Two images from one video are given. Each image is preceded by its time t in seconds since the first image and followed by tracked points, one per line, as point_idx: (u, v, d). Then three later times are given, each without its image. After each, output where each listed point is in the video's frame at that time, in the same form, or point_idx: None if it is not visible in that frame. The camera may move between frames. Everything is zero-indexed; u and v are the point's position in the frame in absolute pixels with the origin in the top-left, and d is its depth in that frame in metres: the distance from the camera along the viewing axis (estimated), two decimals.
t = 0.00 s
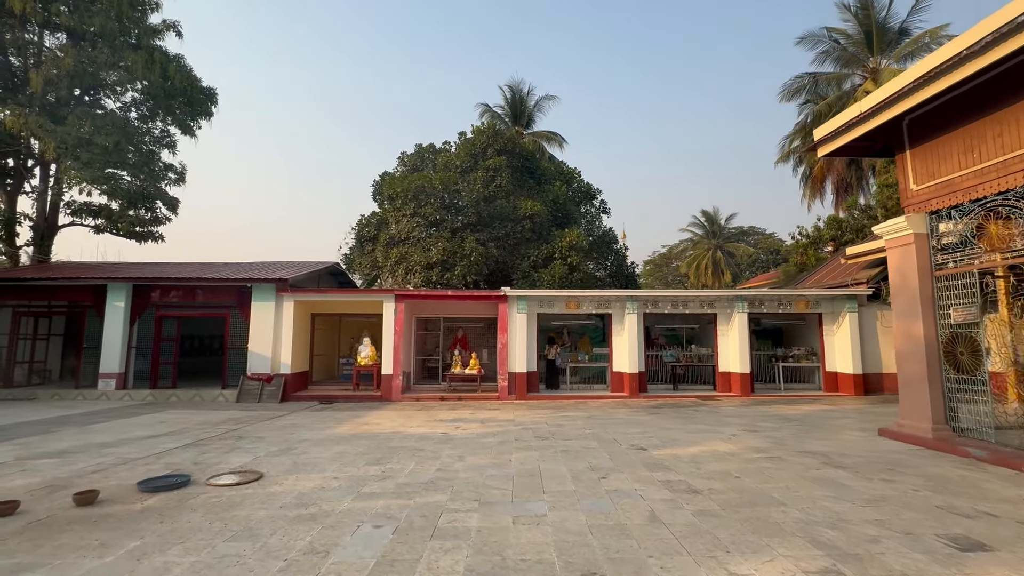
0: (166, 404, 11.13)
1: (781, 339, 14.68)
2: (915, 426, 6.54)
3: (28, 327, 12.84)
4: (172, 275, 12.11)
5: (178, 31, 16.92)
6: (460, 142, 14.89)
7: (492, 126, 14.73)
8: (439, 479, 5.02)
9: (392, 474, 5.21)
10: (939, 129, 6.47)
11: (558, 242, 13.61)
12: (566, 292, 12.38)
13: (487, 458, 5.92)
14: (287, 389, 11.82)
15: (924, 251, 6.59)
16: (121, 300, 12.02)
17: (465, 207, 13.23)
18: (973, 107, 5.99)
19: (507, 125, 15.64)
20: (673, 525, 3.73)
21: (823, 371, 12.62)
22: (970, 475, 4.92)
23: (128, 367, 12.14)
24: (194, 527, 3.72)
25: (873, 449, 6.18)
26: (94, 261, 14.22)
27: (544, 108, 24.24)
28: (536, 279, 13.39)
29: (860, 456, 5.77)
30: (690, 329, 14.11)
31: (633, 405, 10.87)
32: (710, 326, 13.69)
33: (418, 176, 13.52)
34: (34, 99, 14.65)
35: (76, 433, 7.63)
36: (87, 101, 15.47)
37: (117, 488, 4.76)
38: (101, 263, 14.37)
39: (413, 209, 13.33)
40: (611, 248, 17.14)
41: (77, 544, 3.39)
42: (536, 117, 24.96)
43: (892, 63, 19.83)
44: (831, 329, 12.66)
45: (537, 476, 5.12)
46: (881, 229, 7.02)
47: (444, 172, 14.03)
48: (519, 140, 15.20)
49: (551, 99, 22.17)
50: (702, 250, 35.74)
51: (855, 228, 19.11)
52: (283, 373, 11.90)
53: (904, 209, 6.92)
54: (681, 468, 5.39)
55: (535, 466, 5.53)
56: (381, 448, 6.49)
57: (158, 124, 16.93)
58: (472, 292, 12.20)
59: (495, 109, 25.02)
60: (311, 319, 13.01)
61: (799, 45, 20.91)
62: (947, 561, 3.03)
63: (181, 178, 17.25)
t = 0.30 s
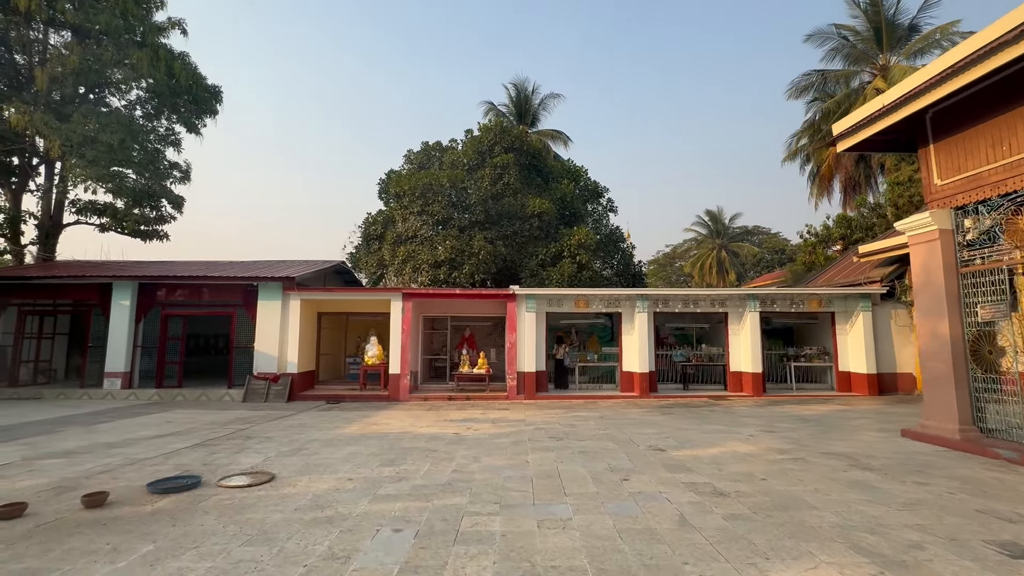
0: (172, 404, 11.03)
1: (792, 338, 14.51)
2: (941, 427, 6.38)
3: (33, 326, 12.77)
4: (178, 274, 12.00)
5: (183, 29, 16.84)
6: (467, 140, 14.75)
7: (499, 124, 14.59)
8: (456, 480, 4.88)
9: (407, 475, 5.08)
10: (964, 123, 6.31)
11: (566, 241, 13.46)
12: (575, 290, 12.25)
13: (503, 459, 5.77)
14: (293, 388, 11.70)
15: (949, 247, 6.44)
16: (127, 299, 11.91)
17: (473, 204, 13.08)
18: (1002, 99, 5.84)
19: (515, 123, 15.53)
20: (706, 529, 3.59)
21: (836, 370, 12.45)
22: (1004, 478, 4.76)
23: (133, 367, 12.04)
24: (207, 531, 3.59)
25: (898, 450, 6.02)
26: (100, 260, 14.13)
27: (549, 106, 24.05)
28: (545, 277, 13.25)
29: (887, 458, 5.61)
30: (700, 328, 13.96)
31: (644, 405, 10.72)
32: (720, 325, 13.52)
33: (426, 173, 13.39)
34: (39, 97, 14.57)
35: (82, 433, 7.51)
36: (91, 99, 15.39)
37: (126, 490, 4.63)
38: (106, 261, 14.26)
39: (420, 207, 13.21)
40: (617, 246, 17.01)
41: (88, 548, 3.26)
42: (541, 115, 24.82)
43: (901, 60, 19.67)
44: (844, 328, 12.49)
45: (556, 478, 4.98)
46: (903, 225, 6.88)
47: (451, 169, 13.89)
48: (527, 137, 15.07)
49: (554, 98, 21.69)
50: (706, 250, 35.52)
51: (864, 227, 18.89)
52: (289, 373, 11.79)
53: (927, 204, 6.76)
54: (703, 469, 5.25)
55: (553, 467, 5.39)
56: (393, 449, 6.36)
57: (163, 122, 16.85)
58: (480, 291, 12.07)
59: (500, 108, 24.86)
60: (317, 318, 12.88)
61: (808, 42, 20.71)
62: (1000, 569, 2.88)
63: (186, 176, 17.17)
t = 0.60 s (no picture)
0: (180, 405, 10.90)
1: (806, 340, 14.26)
2: (973, 432, 6.16)
3: (40, 327, 12.69)
4: (185, 274, 11.88)
5: (190, 28, 16.74)
6: (476, 139, 14.56)
7: (508, 122, 14.40)
8: (476, 488, 4.70)
9: (424, 483, 4.90)
10: (998, 117, 6.07)
11: (577, 240, 13.26)
12: (586, 290, 12.06)
13: (521, 466, 5.59)
14: (302, 390, 11.56)
15: (982, 247, 6.21)
16: (134, 300, 11.80)
17: (482, 204, 12.89)
18: None
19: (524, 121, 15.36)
20: (746, 543, 3.39)
21: (853, 372, 12.19)
22: None
23: (140, 368, 11.93)
24: (221, 543, 3.42)
25: (931, 457, 5.80)
26: (107, 260, 14.04)
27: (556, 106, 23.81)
28: (555, 277, 13.05)
29: (921, 465, 5.39)
30: (714, 329, 13.73)
31: (658, 408, 10.51)
32: (733, 326, 13.27)
33: (435, 172, 13.21)
34: (47, 97, 14.51)
35: (89, 436, 7.38)
36: (98, 99, 15.32)
37: (135, 497, 4.47)
38: (113, 262, 14.17)
39: (430, 206, 13.03)
40: (627, 245, 16.80)
41: (96, 563, 3.10)
42: (548, 114, 24.61)
43: (916, 57, 19.36)
44: (861, 329, 12.24)
45: (579, 486, 4.79)
46: (932, 224, 6.65)
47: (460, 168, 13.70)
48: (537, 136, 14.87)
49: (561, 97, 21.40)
50: (713, 250, 35.17)
51: (877, 226, 18.57)
52: (297, 374, 11.64)
53: (958, 202, 6.54)
54: (732, 477, 5.04)
55: (575, 475, 5.20)
56: (407, 454, 6.18)
57: (170, 121, 16.78)
58: (490, 291, 11.89)
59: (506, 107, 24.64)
60: (325, 318, 12.73)
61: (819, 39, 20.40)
62: None
63: (193, 176, 17.09)
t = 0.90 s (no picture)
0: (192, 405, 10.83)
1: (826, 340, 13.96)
2: (1015, 437, 5.89)
3: (54, 327, 12.70)
4: (198, 274, 11.81)
5: (201, 28, 16.75)
6: (489, 136, 14.39)
7: (521, 119, 14.22)
8: (500, 494, 4.52)
9: (447, 487, 4.74)
10: None
11: (591, 239, 13.06)
12: (602, 289, 11.86)
13: (544, 470, 5.41)
14: (314, 390, 11.45)
15: None
16: (147, 299, 11.77)
17: (495, 202, 12.72)
18: None
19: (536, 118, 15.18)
20: (794, 555, 3.19)
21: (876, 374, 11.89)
22: None
23: (153, 367, 11.89)
24: (240, 552, 3.27)
25: (972, 462, 5.55)
26: (120, 260, 14.04)
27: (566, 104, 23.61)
28: (570, 276, 12.85)
29: (965, 472, 5.14)
30: (731, 330, 13.48)
31: (677, 410, 10.28)
32: (751, 326, 13.02)
33: (447, 170, 13.05)
34: (60, 97, 14.55)
35: (103, 437, 7.29)
36: (111, 100, 15.33)
37: (151, 502, 4.35)
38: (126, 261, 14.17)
39: (442, 205, 12.88)
40: (640, 245, 16.57)
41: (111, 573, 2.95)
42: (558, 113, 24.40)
43: (935, 52, 18.95)
44: (884, 329, 11.92)
45: (608, 492, 4.61)
46: (970, 220, 6.40)
47: (473, 166, 13.54)
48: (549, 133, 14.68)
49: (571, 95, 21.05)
50: (723, 250, 34.69)
51: (897, 225, 18.14)
52: (310, 374, 11.54)
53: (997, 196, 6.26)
54: (767, 483, 4.83)
55: (602, 480, 5.01)
56: (426, 457, 6.03)
57: (182, 122, 16.80)
58: (504, 291, 11.73)
59: (515, 106, 24.47)
60: (337, 318, 12.61)
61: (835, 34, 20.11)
62: None
63: (204, 176, 17.08)
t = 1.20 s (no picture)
0: (212, 405, 10.84)
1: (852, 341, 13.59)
2: None
3: (76, 326, 12.83)
4: (217, 273, 11.83)
5: (218, 30, 16.87)
6: (505, 134, 14.23)
7: (538, 116, 14.04)
8: (530, 499, 4.37)
9: (475, 491, 4.60)
10: None
11: (610, 237, 12.85)
12: (621, 288, 11.65)
13: (573, 474, 5.25)
14: (331, 390, 11.41)
15: None
16: (166, 299, 11.83)
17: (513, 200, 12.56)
18: None
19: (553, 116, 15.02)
20: (853, 569, 2.99)
21: (906, 375, 11.52)
22: None
23: (173, 367, 11.94)
24: (269, 557, 3.16)
25: None
26: (139, 261, 14.16)
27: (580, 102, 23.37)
28: (588, 275, 12.65)
29: (1018, 479, 4.87)
30: (754, 330, 13.17)
31: (700, 411, 10.04)
32: (775, 326, 12.72)
33: (464, 169, 12.92)
34: (82, 99, 14.74)
35: (125, 437, 7.28)
36: (131, 102, 15.49)
37: (175, 504, 4.27)
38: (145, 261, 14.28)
39: (459, 203, 12.76)
40: (657, 243, 16.31)
41: None
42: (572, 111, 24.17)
43: (962, 44, 18.39)
44: (915, 330, 11.55)
45: (642, 498, 4.43)
46: (1015, 214, 6.14)
47: (489, 164, 13.39)
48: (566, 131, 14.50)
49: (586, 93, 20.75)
50: (739, 249, 33.84)
51: (924, 222, 17.61)
52: (327, 374, 11.50)
53: None
54: (808, 489, 4.62)
55: (634, 485, 4.84)
56: (449, 459, 5.90)
57: (200, 123, 16.97)
58: (522, 290, 11.57)
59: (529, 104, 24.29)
60: (354, 317, 12.57)
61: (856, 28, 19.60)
62: None
63: (222, 176, 17.20)
